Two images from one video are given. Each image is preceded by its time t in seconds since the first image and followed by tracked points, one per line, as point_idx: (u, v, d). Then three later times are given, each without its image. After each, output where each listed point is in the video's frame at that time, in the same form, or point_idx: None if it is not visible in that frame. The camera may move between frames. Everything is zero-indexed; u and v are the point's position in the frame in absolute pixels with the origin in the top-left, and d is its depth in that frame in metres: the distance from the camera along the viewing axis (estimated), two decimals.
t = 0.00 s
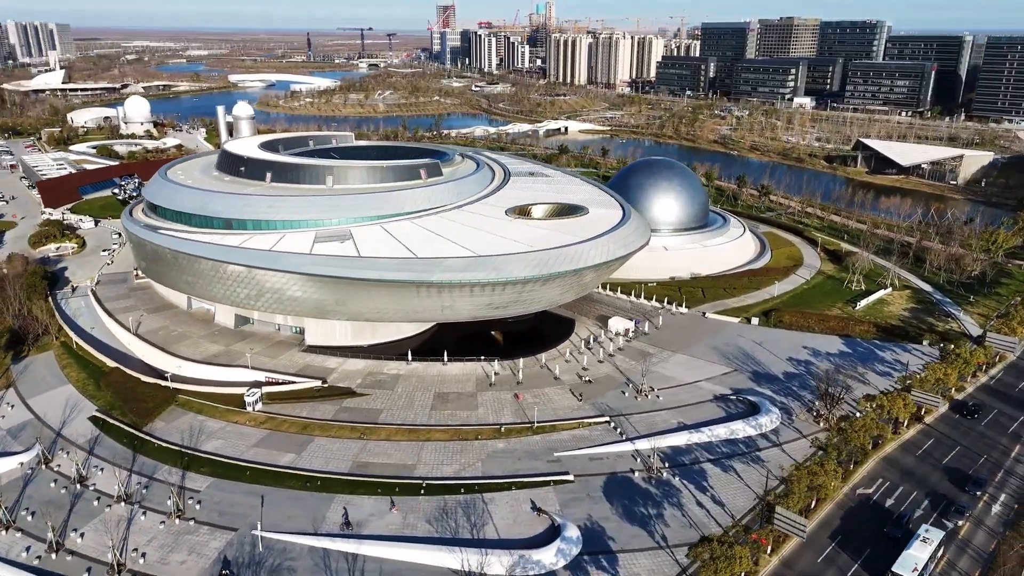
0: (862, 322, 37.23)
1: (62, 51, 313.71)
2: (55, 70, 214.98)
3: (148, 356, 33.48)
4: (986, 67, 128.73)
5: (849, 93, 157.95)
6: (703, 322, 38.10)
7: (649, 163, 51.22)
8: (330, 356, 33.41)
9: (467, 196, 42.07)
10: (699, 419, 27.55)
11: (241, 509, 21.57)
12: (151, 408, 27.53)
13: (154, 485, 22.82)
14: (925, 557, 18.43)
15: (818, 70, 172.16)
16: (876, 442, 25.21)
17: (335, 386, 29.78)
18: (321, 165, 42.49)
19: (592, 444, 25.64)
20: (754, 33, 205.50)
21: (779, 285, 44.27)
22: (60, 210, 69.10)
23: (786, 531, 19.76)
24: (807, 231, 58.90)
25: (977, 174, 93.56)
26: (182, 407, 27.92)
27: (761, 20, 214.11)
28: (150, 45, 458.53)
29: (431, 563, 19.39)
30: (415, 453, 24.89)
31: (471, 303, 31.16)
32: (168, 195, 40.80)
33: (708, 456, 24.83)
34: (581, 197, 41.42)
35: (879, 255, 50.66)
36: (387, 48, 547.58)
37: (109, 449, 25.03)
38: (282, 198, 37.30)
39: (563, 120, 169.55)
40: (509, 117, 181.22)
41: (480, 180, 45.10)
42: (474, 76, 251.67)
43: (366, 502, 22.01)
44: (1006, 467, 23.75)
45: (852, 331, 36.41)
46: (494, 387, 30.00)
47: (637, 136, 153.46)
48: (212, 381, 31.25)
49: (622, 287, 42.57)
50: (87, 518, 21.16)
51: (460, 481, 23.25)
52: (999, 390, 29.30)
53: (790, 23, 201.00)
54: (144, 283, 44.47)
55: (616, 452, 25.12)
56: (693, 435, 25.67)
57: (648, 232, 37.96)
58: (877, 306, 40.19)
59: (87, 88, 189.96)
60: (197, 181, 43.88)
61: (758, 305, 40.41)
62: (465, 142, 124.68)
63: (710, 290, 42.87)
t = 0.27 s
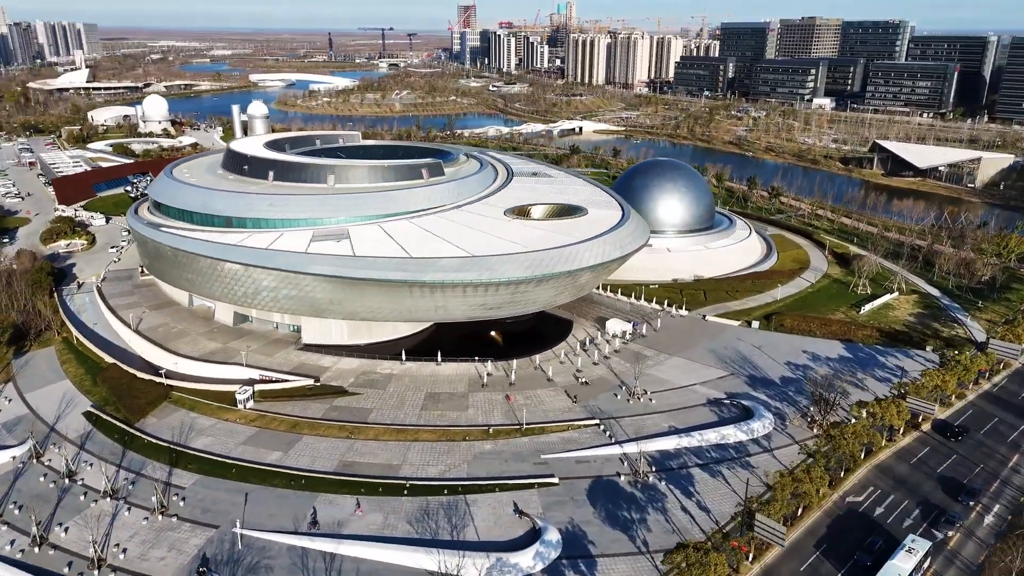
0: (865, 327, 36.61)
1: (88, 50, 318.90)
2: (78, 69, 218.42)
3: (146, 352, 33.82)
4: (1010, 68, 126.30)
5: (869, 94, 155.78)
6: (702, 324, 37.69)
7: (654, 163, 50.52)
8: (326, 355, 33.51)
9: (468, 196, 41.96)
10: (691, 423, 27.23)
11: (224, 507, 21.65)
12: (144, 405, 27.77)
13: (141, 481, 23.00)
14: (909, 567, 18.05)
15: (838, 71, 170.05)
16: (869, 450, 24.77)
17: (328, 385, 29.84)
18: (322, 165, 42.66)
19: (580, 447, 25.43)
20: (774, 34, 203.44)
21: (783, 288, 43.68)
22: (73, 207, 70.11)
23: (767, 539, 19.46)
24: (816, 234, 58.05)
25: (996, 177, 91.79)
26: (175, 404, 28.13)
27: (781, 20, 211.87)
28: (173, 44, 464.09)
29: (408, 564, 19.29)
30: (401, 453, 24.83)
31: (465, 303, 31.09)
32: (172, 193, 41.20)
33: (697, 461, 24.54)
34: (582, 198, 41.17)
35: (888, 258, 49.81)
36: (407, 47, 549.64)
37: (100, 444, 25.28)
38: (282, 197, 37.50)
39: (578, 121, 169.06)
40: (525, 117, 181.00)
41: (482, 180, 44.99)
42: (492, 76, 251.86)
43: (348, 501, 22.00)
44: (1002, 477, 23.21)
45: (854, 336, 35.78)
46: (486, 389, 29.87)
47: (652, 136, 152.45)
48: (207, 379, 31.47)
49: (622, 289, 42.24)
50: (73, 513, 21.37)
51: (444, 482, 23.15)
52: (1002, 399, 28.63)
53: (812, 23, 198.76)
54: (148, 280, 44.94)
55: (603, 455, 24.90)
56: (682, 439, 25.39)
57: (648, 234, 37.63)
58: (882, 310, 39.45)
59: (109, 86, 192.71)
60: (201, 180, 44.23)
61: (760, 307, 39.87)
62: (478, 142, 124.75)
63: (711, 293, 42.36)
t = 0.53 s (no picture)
0: (868, 332, 36.02)
1: (113, 50, 323.83)
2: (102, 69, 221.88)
3: (145, 349, 34.14)
4: None
5: (890, 94, 153.67)
6: (702, 328, 37.29)
7: (659, 164, 49.99)
8: (321, 354, 33.61)
9: (469, 197, 41.85)
10: (682, 427, 26.93)
11: (208, 504, 21.74)
12: (137, 402, 28.02)
13: (128, 477, 23.19)
14: None
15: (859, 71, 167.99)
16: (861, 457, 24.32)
17: (320, 384, 29.90)
18: (324, 164, 42.83)
19: (568, 450, 25.23)
20: (795, 33, 201.34)
21: (786, 292, 43.10)
22: (87, 205, 71.10)
23: (747, 547, 19.22)
24: (824, 237, 57.24)
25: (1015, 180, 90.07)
26: (168, 401, 28.36)
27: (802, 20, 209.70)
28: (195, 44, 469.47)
29: (386, 566, 19.24)
30: (388, 453, 24.79)
31: (458, 304, 31.01)
32: (175, 192, 41.56)
33: (685, 466, 24.27)
34: (582, 199, 40.92)
35: (897, 262, 48.98)
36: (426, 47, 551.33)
37: (91, 440, 25.54)
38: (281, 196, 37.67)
39: (593, 121, 168.50)
40: (540, 117, 180.82)
41: (483, 180, 44.88)
42: (510, 76, 251.92)
43: (331, 501, 22.01)
44: (998, 488, 22.69)
45: (856, 341, 35.19)
46: (478, 390, 29.77)
47: (668, 137, 151.51)
48: (202, 377, 31.66)
49: (622, 291, 41.91)
50: (59, 508, 21.59)
51: (428, 483, 23.07)
52: (1003, 407, 27.98)
53: (833, 23, 196.52)
54: (152, 277, 45.40)
55: (591, 459, 24.67)
56: (671, 444, 25.12)
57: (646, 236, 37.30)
58: (886, 315, 38.76)
59: (129, 85, 195.35)
60: (204, 179, 44.55)
61: (761, 311, 39.36)
62: (491, 142, 124.72)
63: (713, 295, 41.89)
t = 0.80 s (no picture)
0: (869, 336, 35.43)
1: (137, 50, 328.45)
2: (123, 68, 225.05)
3: (143, 346, 34.47)
4: None
5: (911, 96, 151.49)
6: (700, 331, 36.90)
7: (663, 165, 49.52)
8: (315, 352, 33.68)
9: (469, 197, 41.70)
10: (672, 432, 26.63)
11: (190, 501, 21.84)
12: (130, 398, 28.26)
13: (115, 473, 23.37)
14: None
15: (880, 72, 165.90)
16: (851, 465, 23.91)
17: (312, 383, 29.98)
18: (324, 163, 42.97)
19: (554, 453, 25.04)
20: (815, 34, 199.19)
21: (789, 295, 42.47)
22: (99, 202, 71.98)
23: (723, 555, 18.98)
24: (832, 240, 56.40)
25: None
26: (160, 398, 28.58)
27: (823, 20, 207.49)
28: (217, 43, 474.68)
29: (362, 567, 19.18)
30: (373, 454, 24.75)
31: (451, 304, 30.95)
32: (178, 190, 41.92)
33: (671, 471, 24.02)
34: (581, 200, 40.62)
35: (905, 266, 48.14)
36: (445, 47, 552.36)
37: (82, 436, 25.79)
38: (279, 194, 37.83)
39: (608, 121, 167.75)
40: (555, 117, 180.50)
41: (484, 181, 44.74)
42: (527, 76, 251.71)
43: (313, 500, 22.02)
44: (990, 498, 22.19)
45: (856, 346, 34.57)
46: (469, 391, 29.70)
47: (682, 138, 150.47)
48: (197, 374, 31.90)
49: (622, 292, 41.60)
50: (44, 504, 21.80)
51: (411, 484, 22.99)
52: (1003, 416, 27.34)
53: (854, 23, 194.29)
54: (156, 274, 45.85)
55: (576, 462, 24.48)
56: (658, 448, 24.87)
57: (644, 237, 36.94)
58: (889, 320, 38.04)
59: (149, 84, 197.83)
60: (207, 177, 44.87)
61: (762, 315, 38.85)
62: (503, 142, 124.62)
63: (714, 298, 41.44)
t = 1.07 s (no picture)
0: (869, 341, 34.83)
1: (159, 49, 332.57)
2: (145, 68, 228.26)
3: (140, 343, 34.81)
4: None
5: (931, 97, 149.41)
6: (697, 334, 36.52)
7: (667, 166, 49.12)
8: (309, 351, 33.79)
9: (468, 197, 41.59)
10: (660, 436, 26.37)
11: (173, 499, 21.99)
12: (122, 395, 28.54)
13: (102, 470, 23.61)
14: None
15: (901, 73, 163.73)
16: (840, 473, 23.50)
17: (303, 382, 30.07)
18: (325, 163, 43.15)
19: (539, 456, 24.88)
20: (834, 33, 197.05)
21: (790, 298, 41.94)
22: (111, 200, 72.89)
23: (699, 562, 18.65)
24: (840, 242, 55.55)
25: None
26: (152, 395, 28.83)
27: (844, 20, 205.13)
28: (239, 43, 479.56)
29: (337, 567, 19.15)
30: (358, 454, 24.74)
31: (442, 305, 30.88)
32: (180, 189, 42.29)
33: (656, 476, 23.77)
34: (580, 201, 40.42)
35: (912, 270, 47.28)
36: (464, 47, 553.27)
37: (72, 432, 26.08)
38: (277, 193, 37.99)
39: (622, 121, 167.02)
40: (569, 117, 180.06)
41: (485, 181, 44.65)
42: (544, 76, 251.52)
43: (294, 500, 22.06)
44: (981, 509, 21.71)
45: (856, 351, 34.01)
46: (459, 392, 29.62)
47: (697, 139, 149.39)
48: (190, 373, 32.16)
49: (620, 295, 41.32)
50: (30, 499, 22.06)
51: (393, 485, 22.95)
52: (1002, 425, 26.75)
53: (875, 23, 191.90)
54: (160, 272, 46.33)
55: (561, 465, 24.32)
56: (645, 452, 24.61)
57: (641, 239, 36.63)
58: (892, 325, 37.36)
59: (168, 83, 200.33)
60: (210, 176, 45.24)
61: (761, 318, 38.36)
62: (515, 142, 124.54)
63: (713, 300, 40.99)
